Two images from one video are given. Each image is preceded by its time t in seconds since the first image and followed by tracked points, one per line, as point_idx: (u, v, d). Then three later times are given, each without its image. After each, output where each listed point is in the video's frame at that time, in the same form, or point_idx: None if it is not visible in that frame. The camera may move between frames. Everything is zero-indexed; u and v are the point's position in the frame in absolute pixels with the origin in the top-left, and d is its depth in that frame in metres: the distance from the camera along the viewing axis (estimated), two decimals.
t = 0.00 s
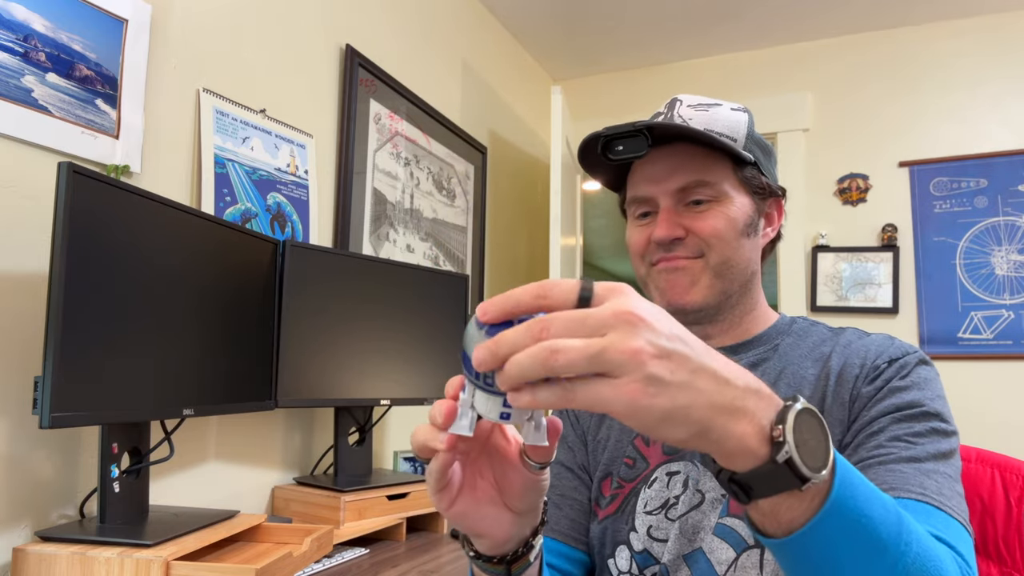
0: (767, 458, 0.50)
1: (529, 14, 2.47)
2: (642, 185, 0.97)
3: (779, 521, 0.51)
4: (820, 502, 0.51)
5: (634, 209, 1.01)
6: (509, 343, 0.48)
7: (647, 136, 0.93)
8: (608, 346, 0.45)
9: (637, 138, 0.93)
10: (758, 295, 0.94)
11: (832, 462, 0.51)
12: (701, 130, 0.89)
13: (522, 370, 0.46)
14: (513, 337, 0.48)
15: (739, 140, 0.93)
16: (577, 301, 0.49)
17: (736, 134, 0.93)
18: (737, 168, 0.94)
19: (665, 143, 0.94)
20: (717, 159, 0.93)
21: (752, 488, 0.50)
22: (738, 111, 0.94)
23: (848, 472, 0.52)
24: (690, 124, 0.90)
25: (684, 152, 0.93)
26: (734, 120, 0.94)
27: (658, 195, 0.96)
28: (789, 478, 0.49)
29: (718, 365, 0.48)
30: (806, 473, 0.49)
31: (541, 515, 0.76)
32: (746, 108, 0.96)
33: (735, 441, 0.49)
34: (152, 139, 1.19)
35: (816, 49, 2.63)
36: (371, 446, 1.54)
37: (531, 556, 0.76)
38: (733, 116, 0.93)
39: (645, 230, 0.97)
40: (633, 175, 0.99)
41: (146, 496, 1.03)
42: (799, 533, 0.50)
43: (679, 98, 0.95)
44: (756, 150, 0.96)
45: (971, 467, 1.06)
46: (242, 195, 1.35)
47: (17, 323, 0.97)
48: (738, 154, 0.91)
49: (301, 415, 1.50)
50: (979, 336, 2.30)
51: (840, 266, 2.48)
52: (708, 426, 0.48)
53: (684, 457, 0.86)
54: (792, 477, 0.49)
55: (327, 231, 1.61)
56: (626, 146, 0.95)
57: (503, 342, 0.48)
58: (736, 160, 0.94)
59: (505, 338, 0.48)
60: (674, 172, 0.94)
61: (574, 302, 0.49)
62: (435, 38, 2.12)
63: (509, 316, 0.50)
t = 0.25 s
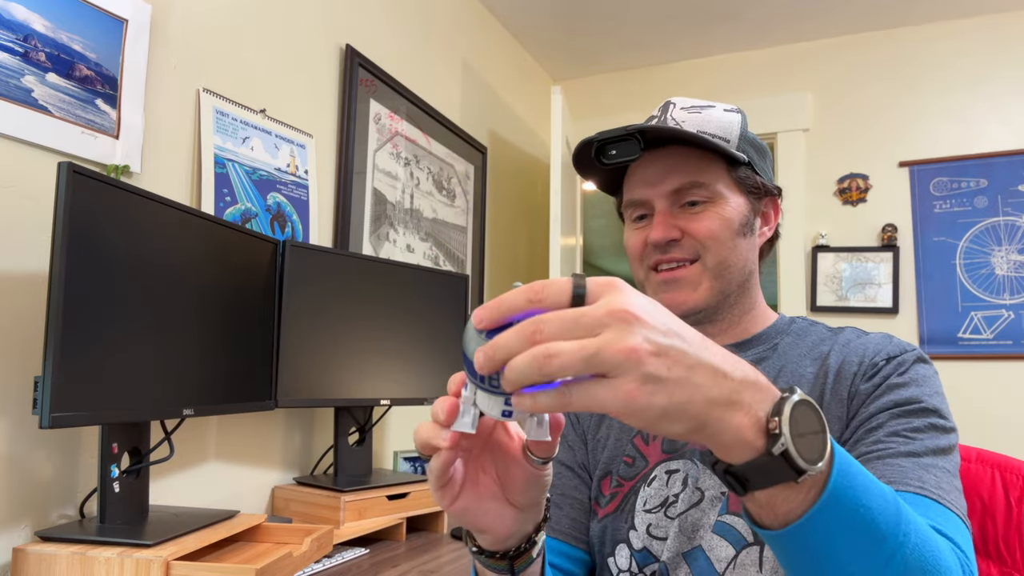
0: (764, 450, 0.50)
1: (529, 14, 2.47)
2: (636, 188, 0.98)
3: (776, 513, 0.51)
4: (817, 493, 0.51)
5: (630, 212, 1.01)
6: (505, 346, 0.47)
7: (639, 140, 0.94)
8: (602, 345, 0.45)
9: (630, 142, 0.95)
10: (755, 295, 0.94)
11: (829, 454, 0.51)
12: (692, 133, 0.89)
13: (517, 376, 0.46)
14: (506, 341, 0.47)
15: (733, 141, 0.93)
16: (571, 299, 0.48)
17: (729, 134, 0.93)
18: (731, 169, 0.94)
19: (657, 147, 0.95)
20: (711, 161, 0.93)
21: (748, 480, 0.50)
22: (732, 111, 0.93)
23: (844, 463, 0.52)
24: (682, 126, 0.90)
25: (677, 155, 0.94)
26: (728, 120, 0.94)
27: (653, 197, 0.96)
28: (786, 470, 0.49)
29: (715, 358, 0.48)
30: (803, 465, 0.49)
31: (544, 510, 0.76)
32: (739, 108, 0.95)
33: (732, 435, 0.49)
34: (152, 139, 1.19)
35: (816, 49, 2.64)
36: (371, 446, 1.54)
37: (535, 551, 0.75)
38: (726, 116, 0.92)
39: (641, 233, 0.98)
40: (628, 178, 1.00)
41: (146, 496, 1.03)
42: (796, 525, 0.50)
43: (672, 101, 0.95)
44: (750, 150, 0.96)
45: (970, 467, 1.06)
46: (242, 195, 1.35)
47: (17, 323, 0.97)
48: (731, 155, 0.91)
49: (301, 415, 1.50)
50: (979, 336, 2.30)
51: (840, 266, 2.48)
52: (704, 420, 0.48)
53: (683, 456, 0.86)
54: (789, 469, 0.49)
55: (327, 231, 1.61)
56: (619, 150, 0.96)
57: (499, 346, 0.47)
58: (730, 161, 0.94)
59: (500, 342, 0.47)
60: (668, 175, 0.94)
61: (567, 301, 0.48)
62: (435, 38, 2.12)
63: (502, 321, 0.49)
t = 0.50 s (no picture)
0: (770, 462, 0.49)
1: (529, 14, 2.47)
2: (632, 190, 0.98)
3: (781, 523, 0.51)
4: (821, 506, 0.50)
5: (627, 214, 1.01)
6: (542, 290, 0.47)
7: (634, 142, 0.94)
8: (642, 338, 0.45)
9: (625, 145, 0.95)
10: (752, 295, 0.95)
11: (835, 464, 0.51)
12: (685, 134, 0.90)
13: (551, 333, 0.46)
14: (544, 286, 0.47)
15: (727, 143, 0.93)
16: (616, 275, 0.49)
17: (724, 136, 0.93)
18: (726, 170, 0.94)
19: (652, 149, 0.95)
20: (706, 162, 0.93)
21: (754, 490, 0.50)
22: (726, 114, 0.94)
23: (849, 474, 0.52)
24: (677, 128, 0.91)
25: (672, 157, 0.94)
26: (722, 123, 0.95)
27: (649, 199, 0.96)
28: (791, 483, 0.49)
29: (731, 370, 0.48)
30: (808, 479, 0.49)
31: (542, 504, 0.77)
32: (734, 111, 0.96)
33: (740, 451, 0.49)
34: (152, 139, 1.19)
35: (816, 49, 2.64)
36: (371, 446, 1.54)
37: (535, 547, 0.76)
38: (720, 119, 0.94)
39: (638, 235, 0.98)
40: (624, 180, 1.00)
41: (146, 496, 1.03)
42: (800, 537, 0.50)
43: (667, 104, 0.96)
44: (745, 151, 0.96)
45: (970, 467, 1.06)
46: (242, 195, 1.35)
47: (18, 323, 0.97)
48: (726, 157, 0.92)
49: (301, 415, 1.50)
50: (979, 336, 2.30)
51: (840, 266, 2.48)
52: (715, 433, 0.48)
53: (682, 455, 0.86)
54: (793, 481, 0.49)
55: (327, 231, 1.61)
56: (615, 153, 0.97)
57: (533, 287, 0.47)
58: (725, 162, 0.94)
59: (538, 285, 0.47)
60: (664, 177, 0.94)
61: (613, 276, 0.48)
62: (435, 37, 2.12)
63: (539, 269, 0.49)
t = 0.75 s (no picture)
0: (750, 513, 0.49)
1: (530, 14, 2.47)
2: (633, 191, 0.98)
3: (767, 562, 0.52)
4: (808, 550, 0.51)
5: (628, 216, 1.01)
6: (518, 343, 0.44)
7: (636, 144, 0.95)
8: (608, 406, 0.44)
9: (627, 146, 0.96)
10: (753, 295, 0.94)
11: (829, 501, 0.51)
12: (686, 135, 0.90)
13: (518, 386, 0.45)
14: (522, 339, 0.44)
15: (727, 145, 0.94)
16: (609, 326, 0.45)
17: (724, 138, 0.94)
18: (726, 171, 0.94)
19: (653, 150, 0.95)
20: (706, 163, 0.94)
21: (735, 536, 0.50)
22: (726, 117, 0.95)
23: (843, 506, 0.52)
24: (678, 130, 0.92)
25: (673, 158, 0.94)
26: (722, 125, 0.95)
27: (650, 200, 0.96)
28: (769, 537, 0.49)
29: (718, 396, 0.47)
30: (785, 532, 0.49)
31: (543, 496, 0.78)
32: (734, 114, 0.97)
33: (715, 501, 0.48)
34: (152, 139, 1.19)
35: (815, 49, 2.64)
36: (371, 446, 1.54)
37: (539, 537, 0.77)
38: (720, 121, 0.94)
39: (639, 236, 0.98)
40: (625, 181, 1.00)
41: (146, 497, 1.03)
42: None
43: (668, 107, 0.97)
44: (745, 154, 0.97)
45: (970, 467, 1.06)
46: (242, 195, 1.35)
47: (18, 323, 0.97)
48: (726, 158, 0.92)
49: (301, 415, 1.50)
50: (979, 336, 2.30)
51: (840, 266, 2.47)
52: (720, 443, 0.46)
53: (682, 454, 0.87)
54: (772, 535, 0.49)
55: (327, 231, 1.61)
56: (616, 155, 0.98)
57: (513, 334, 0.44)
58: (725, 164, 0.94)
59: (517, 337, 0.44)
60: (665, 177, 0.95)
61: (604, 328, 0.45)
62: (435, 37, 2.12)
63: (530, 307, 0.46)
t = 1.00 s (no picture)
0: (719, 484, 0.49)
1: (530, 14, 2.47)
2: (640, 189, 0.98)
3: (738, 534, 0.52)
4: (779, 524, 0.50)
5: (634, 214, 1.01)
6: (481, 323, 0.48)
7: (647, 142, 0.94)
8: (564, 375, 0.46)
9: (637, 144, 0.95)
10: (755, 296, 0.95)
11: (800, 473, 0.51)
12: (696, 135, 0.90)
13: (483, 360, 0.48)
14: (484, 321, 0.48)
15: (736, 146, 0.93)
16: (566, 300, 0.46)
17: (732, 140, 0.93)
18: (734, 173, 0.94)
19: (663, 149, 0.95)
20: (714, 163, 0.94)
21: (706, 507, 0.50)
22: (735, 117, 0.94)
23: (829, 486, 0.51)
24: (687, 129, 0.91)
25: (682, 157, 0.94)
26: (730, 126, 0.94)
27: (657, 199, 0.96)
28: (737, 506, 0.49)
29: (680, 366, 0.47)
30: (754, 504, 0.49)
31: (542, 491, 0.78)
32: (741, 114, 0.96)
33: (683, 470, 0.49)
34: (152, 139, 1.19)
35: (815, 49, 2.64)
36: (371, 446, 1.54)
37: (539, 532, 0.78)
38: (729, 123, 0.93)
39: (646, 234, 0.97)
40: (633, 180, 1.00)
41: (146, 497, 1.03)
42: (758, 550, 0.50)
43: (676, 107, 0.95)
44: (752, 155, 0.96)
45: (971, 467, 1.06)
46: (242, 195, 1.35)
47: (18, 323, 0.97)
48: (735, 159, 0.92)
49: (301, 415, 1.50)
50: (979, 336, 2.30)
51: (840, 266, 2.47)
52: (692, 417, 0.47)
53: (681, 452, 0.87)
54: (739, 504, 0.49)
55: (327, 231, 1.61)
56: (626, 152, 0.97)
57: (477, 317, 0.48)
58: (733, 166, 0.94)
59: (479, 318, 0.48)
60: (673, 177, 0.95)
61: (562, 302, 0.46)
62: (435, 37, 2.12)
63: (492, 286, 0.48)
